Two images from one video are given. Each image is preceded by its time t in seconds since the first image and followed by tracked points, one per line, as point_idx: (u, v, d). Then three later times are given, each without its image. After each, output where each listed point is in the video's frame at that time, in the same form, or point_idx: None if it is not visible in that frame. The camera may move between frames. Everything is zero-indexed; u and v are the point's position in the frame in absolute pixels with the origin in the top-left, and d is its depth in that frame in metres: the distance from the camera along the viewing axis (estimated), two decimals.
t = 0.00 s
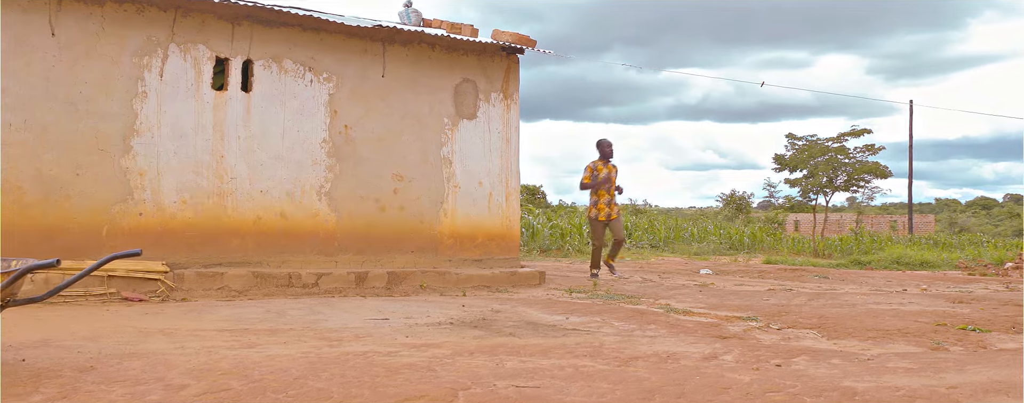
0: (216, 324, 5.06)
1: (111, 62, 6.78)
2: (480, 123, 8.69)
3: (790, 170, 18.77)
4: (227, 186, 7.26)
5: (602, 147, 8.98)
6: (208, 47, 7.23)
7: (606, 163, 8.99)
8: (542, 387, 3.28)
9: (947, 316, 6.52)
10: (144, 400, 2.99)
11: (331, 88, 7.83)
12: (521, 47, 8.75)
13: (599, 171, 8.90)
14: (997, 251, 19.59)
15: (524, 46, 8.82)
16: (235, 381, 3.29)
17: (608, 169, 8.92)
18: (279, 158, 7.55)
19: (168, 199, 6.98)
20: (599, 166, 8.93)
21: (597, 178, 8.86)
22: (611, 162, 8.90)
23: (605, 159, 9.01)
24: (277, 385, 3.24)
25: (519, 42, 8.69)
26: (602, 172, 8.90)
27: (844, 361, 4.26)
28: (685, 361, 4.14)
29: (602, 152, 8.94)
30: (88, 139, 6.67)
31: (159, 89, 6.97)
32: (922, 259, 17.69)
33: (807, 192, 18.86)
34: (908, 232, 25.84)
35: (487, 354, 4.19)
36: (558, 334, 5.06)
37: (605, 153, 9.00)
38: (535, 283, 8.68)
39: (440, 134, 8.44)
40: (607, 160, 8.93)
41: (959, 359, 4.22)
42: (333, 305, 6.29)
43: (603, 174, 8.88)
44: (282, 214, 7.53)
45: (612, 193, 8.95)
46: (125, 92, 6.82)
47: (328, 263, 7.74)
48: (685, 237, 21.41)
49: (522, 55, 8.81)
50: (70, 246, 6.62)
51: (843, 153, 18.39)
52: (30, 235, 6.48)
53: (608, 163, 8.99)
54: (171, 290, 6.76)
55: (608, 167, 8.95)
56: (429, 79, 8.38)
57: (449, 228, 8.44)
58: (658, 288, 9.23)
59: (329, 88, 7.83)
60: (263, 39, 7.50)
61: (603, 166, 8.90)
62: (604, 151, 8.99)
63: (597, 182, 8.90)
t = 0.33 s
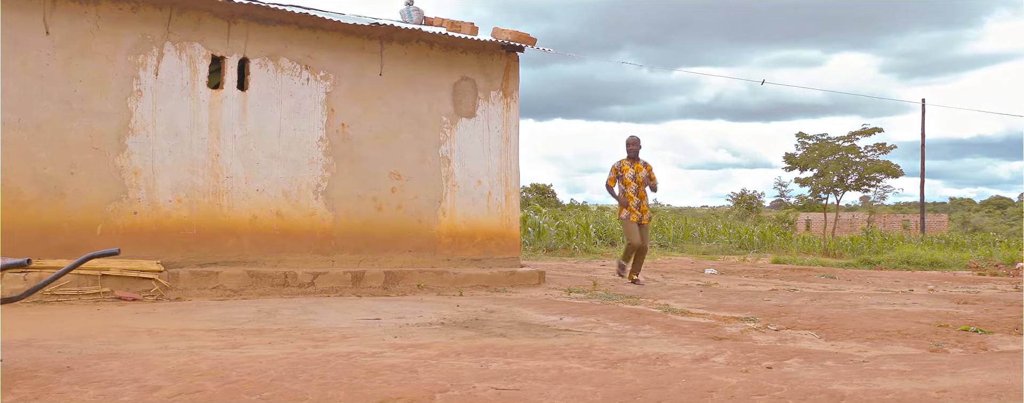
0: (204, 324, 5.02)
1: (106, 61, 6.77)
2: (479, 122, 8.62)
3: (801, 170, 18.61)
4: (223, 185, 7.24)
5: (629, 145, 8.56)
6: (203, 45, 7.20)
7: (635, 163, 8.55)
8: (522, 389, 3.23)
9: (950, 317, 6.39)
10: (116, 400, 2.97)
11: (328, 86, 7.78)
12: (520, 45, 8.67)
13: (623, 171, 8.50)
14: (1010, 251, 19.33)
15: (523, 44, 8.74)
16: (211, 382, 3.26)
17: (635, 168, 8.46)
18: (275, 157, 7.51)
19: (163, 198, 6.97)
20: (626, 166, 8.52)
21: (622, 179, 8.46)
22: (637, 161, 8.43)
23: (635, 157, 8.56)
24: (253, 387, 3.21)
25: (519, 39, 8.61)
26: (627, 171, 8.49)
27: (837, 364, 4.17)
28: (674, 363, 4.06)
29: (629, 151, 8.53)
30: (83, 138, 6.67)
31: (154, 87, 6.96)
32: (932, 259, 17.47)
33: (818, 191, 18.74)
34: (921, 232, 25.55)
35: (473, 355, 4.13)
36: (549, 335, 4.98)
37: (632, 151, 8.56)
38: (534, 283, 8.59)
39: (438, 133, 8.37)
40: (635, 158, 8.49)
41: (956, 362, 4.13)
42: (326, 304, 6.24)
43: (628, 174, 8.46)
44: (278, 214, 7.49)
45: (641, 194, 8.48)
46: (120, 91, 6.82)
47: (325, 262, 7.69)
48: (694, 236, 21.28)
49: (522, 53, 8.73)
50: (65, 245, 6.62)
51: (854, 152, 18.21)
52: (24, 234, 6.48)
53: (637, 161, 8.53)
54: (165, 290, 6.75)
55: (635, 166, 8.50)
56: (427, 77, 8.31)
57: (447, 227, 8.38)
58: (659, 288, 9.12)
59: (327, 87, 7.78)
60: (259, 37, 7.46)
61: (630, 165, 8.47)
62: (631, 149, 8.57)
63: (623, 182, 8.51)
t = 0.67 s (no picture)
0: (188, 325, 4.98)
1: (96, 60, 6.75)
2: (475, 121, 8.51)
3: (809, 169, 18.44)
4: (214, 184, 7.19)
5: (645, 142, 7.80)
6: (194, 44, 7.16)
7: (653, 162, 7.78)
8: (497, 393, 3.18)
9: (948, 318, 6.28)
10: None
11: (321, 85, 7.70)
12: (517, 44, 8.55)
13: (641, 172, 7.71)
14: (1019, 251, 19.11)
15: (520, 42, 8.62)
16: (180, 386, 3.23)
17: (654, 168, 7.72)
18: (267, 156, 7.45)
19: (154, 198, 6.94)
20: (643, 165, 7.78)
21: (640, 180, 7.70)
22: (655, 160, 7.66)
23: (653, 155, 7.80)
24: (223, 391, 3.17)
25: (515, 38, 8.49)
26: (645, 172, 7.71)
27: (825, 367, 4.09)
28: (659, 365, 3.99)
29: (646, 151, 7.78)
30: (72, 137, 6.65)
31: (145, 87, 6.92)
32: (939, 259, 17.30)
33: (825, 191, 18.59)
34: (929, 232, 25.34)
35: (454, 357, 4.07)
36: (536, 337, 4.91)
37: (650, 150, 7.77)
38: (530, 284, 8.51)
39: (433, 132, 8.27)
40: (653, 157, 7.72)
41: (947, 367, 4.04)
42: (316, 305, 6.19)
43: (646, 175, 7.68)
44: (270, 213, 7.44)
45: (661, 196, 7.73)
46: (110, 90, 6.79)
47: (317, 262, 7.65)
48: (701, 236, 21.18)
49: (519, 51, 8.61)
50: (54, 244, 6.61)
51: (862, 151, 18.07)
52: (13, 233, 6.48)
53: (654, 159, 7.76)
54: (155, 290, 6.76)
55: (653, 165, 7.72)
56: (422, 76, 8.21)
57: (441, 227, 8.30)
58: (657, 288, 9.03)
59: (319, 86, 7.69)
60: (250, 36, 7.39)
61: (647, 165, 7.72)
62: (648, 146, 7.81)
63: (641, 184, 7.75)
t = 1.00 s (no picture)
0: (168, 328, 4.92)
1: (83, 59, 6.69)
2: (467, 120, 8.43)
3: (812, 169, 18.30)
4: (202, 184, 7.13)
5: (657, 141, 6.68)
6: (183, 43, 7.09)
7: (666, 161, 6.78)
8: (469, 398, 3.11)
9: (944, 321, 6.18)
10: None
11: (311, 84, 7.63)
12: (510, 43, 8.46)
13: (651, 172, 6.81)
14: None
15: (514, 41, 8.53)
16: (147, 391, 3.18)
17: (665, 169, 6.75)
18: (256, 156, 7.39)
19: (141, 198, 6.89)
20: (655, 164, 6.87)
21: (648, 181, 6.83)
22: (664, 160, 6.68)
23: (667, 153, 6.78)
24: (188, 395, 3.12)
25: (508, 37, 8.40)
26: (655, 172, 6.78)
27: (811, 372, 4.01)
28: (641, 370, 3.91)
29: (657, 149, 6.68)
30: (58, 137, 6.60)
31: (132, 86, 6.87)
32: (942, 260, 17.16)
33: (829, 191, 18.47)
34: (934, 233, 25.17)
35: (431, 361, 3.99)
36: (520, 340, 4.82)
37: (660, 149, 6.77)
38: (523, 285, 8.43)
39: (426, 132, 8.19)
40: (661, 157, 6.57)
41: (937, 372, 3.96)
42: (303, 307, 6.11)
43: (656, 177, 6.75)
44: (259, 214, 7.38)
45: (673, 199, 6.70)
46: (97, 89, 6.73)
47: (307, 262, 7.58)
48: (703, 236, 21.09)
49: (512, 51, 8.53)
50: (39, 245, 6.55)
51: (866, 150, 17.94)
52: None
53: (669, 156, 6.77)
54: (141, 291, 6.72)
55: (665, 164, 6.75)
56: (415, 75, 8.13)
57: (433, 228, 8.22)
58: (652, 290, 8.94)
59: (310, 85, 7.62)
60: (240, 34, 7.32)
61: (658, 165, 6.74)
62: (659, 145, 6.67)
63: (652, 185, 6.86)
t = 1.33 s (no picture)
0: (141, 329, 4.81)
1: (62, 55, 6.58)
2: (456, 119, 8.32)
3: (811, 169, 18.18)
4: (184, 182, 7.02)
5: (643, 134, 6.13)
6: (165, 39, 6.98)
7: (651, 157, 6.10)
8: None
9: (936, 324, 6.07)
10: None
11: (296, 81, 7.52)
12: (499, 40, 8.35)
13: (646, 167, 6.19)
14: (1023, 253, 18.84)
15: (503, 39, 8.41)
16: (104, 395, 3.08)
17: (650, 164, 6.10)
18: (239, 154, 7.27)
19: (121, 196, 6.78)
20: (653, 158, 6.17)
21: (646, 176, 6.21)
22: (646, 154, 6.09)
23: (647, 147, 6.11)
24: (146, 400, 3.02)
25: (498, 34, 8.29)
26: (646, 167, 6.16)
27: (795, 377, 3.91)
28: (620, 375, 3.81)
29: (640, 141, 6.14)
30: (37, 133, 6.49)
31: (113, 82, 6.76)
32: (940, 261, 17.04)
33: (828, 191, 18.35)
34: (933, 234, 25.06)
35: (405, 365, 3.88)
36: (500, 343, 4.71)
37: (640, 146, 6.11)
38: (511, 285, 8.32)
39: (413, 130, 8.08)
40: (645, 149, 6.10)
41: (924, 378, 3.85)
42: (283, 308, 6.00)
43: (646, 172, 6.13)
44: (242, 213, 7.27)
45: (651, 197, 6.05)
46: (77, 85, 6.62)
47: (291, 262, 7.47)
48: (700, 235, 21.04)
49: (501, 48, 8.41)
50: (17, 243, 6.44)
51: (865, 151, 17.83)
52: None
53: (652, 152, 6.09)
54: (121, 291, 6.61)
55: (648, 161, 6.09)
56: (402, 73, 8.02)
57: (420, 228, 8.12)
58: (643, 291, 8.83)
59: (294, 82, 7.51)
60: (223, 31, 7.21)
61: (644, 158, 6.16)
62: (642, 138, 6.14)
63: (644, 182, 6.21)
